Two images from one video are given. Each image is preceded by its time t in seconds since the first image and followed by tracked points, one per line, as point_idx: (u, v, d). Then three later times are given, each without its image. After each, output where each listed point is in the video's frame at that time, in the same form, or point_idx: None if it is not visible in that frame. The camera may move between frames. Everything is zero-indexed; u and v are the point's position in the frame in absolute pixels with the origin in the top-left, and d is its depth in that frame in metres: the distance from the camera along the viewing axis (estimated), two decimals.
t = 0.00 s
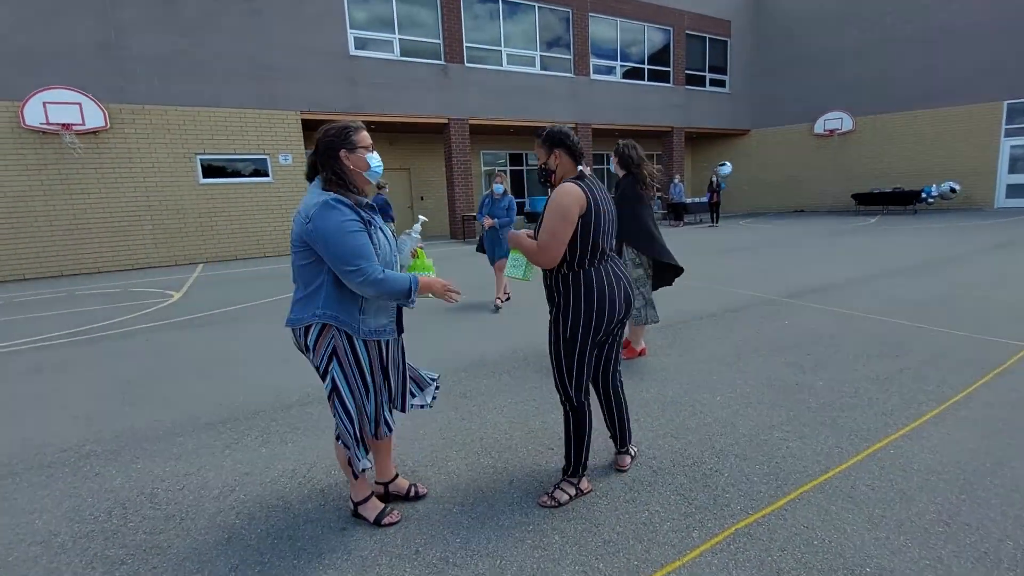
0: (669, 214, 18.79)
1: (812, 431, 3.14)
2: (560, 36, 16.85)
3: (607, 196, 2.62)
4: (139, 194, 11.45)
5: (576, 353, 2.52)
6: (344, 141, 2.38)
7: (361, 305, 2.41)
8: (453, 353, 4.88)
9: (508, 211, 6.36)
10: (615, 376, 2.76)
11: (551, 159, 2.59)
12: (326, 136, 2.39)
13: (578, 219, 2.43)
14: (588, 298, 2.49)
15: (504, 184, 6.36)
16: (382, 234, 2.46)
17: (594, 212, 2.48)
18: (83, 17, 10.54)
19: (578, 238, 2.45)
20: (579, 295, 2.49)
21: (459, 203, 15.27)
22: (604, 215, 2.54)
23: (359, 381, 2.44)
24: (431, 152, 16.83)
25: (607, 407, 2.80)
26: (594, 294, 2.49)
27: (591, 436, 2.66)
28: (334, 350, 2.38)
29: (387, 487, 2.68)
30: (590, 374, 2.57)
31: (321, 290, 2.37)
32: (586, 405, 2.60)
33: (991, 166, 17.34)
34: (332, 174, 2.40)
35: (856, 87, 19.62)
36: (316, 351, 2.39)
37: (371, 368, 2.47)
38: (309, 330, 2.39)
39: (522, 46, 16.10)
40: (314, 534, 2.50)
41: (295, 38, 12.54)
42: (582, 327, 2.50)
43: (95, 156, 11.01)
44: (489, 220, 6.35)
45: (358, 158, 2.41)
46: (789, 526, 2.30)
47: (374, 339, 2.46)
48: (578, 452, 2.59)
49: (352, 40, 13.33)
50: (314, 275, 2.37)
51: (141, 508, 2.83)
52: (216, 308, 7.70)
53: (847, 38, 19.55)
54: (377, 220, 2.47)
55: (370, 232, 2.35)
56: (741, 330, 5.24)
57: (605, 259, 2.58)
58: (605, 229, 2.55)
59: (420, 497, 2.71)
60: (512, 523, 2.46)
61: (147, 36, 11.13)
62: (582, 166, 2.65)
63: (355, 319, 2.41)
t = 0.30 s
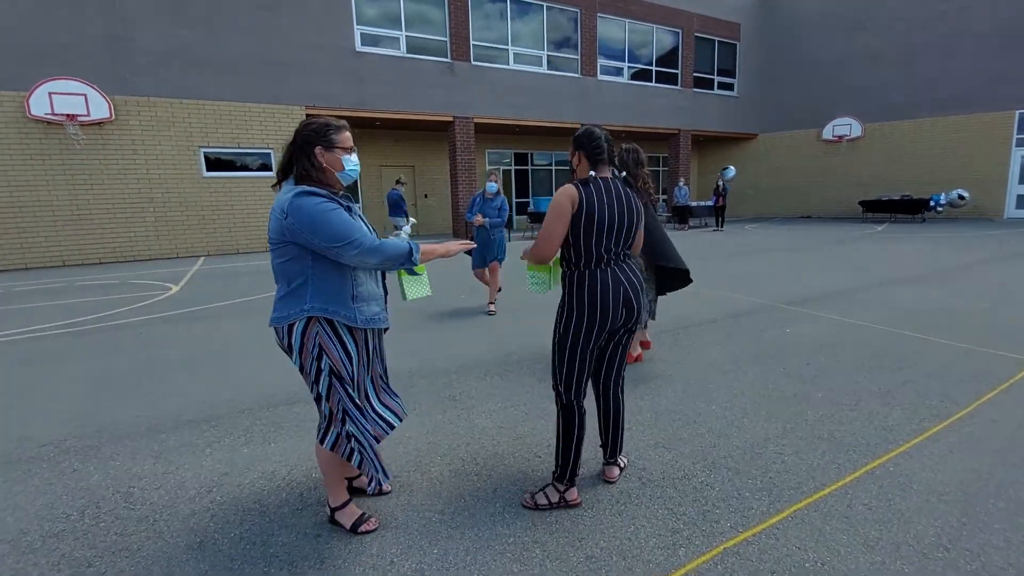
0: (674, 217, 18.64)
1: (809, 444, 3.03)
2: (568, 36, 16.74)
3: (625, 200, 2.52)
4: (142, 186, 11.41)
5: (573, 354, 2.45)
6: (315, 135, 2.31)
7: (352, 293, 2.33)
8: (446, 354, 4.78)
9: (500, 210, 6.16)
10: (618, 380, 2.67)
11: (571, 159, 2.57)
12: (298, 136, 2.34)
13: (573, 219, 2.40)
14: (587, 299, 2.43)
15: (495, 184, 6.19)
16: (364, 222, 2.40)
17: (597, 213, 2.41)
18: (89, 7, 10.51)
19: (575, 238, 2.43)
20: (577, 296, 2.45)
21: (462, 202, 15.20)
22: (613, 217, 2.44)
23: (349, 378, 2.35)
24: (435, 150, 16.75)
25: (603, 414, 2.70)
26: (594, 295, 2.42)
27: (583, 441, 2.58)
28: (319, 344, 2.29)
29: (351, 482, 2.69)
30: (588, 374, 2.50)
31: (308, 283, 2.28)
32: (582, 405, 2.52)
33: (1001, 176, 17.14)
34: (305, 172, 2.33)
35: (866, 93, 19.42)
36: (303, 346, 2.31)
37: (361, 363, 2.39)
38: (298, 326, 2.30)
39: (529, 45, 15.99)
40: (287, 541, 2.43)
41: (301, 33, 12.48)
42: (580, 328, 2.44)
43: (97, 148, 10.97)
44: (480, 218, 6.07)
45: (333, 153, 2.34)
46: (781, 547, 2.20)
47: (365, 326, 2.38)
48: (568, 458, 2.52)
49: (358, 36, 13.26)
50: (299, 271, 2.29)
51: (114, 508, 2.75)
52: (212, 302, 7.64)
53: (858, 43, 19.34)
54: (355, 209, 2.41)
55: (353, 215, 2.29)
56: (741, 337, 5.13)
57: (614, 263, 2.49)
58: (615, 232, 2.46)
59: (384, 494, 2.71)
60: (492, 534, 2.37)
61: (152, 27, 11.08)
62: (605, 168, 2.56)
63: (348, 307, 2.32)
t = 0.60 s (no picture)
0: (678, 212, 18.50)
1: (807, 445, 2.97)
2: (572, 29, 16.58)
3: (625, 194, 2.44)
4: (144, 179, 11.39)
5: (563, 347, 2.47)
6: (306, 127, 2.27)
7: (340, 284, 2.29)
8: (442, 351, 4.74)
9: (492, 206, 5.94)
10: (612, 376, 2.61)
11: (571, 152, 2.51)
12: (287, 127, 2.29)
13: (565, 214, 2.36)
14: (577, 293, 2.39)
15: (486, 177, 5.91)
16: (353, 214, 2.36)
17: (591, 209, 2.35)
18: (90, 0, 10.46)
19: (567, 233, 2.39)
20: (568, 290, 2.42)
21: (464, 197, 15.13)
22: (609, 214, 2.38)
23: (338, 370, 2.30)
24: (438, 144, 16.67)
25: (594, 409, 2.65)
26: (584, 291, 2.38)
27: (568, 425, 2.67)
28: (306, 335, 2.24)
29: (339, 479, 2.66)
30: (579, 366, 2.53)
31: (295, 274, 2.23)
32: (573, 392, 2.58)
33: (1010, 172, 16.90)
34: (292, 162, 2.27)
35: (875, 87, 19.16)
36: (289, 336, 2.25)
37: (348, 356, 2.35)
38: (285, 318, 2.24)
39: (533, 38, 15.85)
40: (272, 539, 2.39)
41: (302, 26, 12.41)
42: (571, 322, 2.42)
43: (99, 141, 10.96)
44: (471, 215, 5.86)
45: (322, 146, 2.29)
46: (773, 551, 2.15)
47: (350, 317, 2.34)
48: (551, 442, 2.63)
49: (360, 29, 13.18)
50: (286, 262, 2.24)
51: (100, 504, 2.72)
52: (211, 296, 7.62)
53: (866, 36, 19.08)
54: (344, 201, 2.37)
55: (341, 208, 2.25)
56: (741, 334, 5.06)
57: (610, 259, 2.43)
58: (610, 228, 2.39)
59: (371, 491, 2.68)
60: (478, 535, 2.33)
61: (153, 20, 11.03)
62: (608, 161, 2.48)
63: (334, 300, 2.27)
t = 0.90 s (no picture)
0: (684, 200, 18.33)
1: (808, 438, 2.92)
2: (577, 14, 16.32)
3: (613, 182, 2.38)
4: (147, 168, 11.37)
5: (551, 337, 2.45)
6: (300, 114, 2.22)
7: (327, 274, 2.25)
8: (441, 341, 4.70)
9: (480, 196, 5.74)
10: (604, 368, 2.57)
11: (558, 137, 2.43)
12: (281, 113, 2.23)
13: (551, 203, 2.31)
14: (563, 285, 2.36)
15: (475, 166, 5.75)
16: (342, 205, 2.32)
17: (577, 197, 2.30)
18: None
19: (554, 223, 2.35)
20: (552, 280, 2.39)
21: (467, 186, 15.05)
22: (594, 202, 2.32)
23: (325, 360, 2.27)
24: (441, 132, 16.53)
25: (587, 402, 2.61)
26: (567, 282, 2.35)
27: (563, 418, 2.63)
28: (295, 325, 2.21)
29: (333, 469, 2.63)
30: (570, 357, 2.50)
31: (284, 261, 2.19)
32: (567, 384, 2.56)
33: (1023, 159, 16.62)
34: (283, 146, 2.21)
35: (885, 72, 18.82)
36: (276, 323, 2.22)
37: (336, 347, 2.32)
38: (271, 306, 2.21)
39: (537, 24, 15.63)
40: (263, 531, 2.37)
41: (303, 12, 12.28)
42: (557, 312, 2.40)
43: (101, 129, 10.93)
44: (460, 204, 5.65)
45: (315, 134, 2.25)
46: (769, 546, 2.11)
47: (339, 308, 2.30)
48: (545, 434, 2.60)
49: (362, 15, 13.04)
50: (275, 249, 2.19)
51: (95, 494, 2.71)
52: (213, 285, 7.62)
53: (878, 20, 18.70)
54: (335, 191, 2.33)
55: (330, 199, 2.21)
56: (743, 324, 5.00)
57: (595, 248, 2.38)
58: (595, 216, 2.34)
59: (365, 482, 2.66)
60: (471, 527, 2.30)
61: (153, 6, 10.93)
62: (596, 147, 2.42)
63: (322, 290, 2.24)
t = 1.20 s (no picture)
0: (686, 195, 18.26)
1: (812, 433, 2.90)
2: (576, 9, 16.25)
3: (603, 180, 2.38)
4: (147, 170, 11.37)
5: (546, 336, 2.43)
6: (295, 115, 2.20)
7: (318, 274, 2.23)
8: (442, 340, 4.69)
9: (471, 194, 5.63)
10: (599, 366, 2.56)
11: (548, 134, 2.40)
12: (277, 113, 2.23)
13: (545, 201, 2.28)
14: (558, 284, 2.35)
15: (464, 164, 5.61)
16: (336, 205, 2.30)
17: (570, 196, 2.29)
18: None
19: (547, 222, 2.33)
20: (546, 280, 2.37)
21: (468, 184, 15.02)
22: (586, 201, 2.32)
23: (324, 360, 2.26)
24: (441, 130, 16.50)
25: (585, 401, 2.59)
26: (559, 279, 2.34)
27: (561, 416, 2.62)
28: (291, 325, 2.20)
29: (336, 471, 2.62)
30: (566, 355, 2.50)
31: (276, 261, 2.19)
32: (562, 383, 2.55)
33: None
34: (278, 147, 2.21)
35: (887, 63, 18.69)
36: (274, 323, 2.22)
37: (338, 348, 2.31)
38: (267, 307, 2.21)
39: (536, 20, 15.56)
40: (266, 533, 2.37)
41: (301, 12, 12.26)
42: (549, 310, 2.39)
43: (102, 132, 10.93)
44: (450, 202, 5.52)
45: (309, 136, 2.23)
46: (774, 544, 2.09)
47: (334, 308, 2.28)
48: (545, 434, 2.59)
49: (360, 14, 13.01)
50: (268, 249, 2.20)
51: (99, 498, 2.71)
52: (215, 287, 7.63)
53: (878, 10, 18.57)
54: (329, 191, 2.31)
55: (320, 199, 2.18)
56: (746, 319, 4.97)
57: (586, 246, 2.38)
58: (588, 214, 2.34)
59: (367, 484, 2.65)
60: (474, 528, 2.29)
61: (151, 8, 10.92)
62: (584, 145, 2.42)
63: (314, 289, 2.22)
